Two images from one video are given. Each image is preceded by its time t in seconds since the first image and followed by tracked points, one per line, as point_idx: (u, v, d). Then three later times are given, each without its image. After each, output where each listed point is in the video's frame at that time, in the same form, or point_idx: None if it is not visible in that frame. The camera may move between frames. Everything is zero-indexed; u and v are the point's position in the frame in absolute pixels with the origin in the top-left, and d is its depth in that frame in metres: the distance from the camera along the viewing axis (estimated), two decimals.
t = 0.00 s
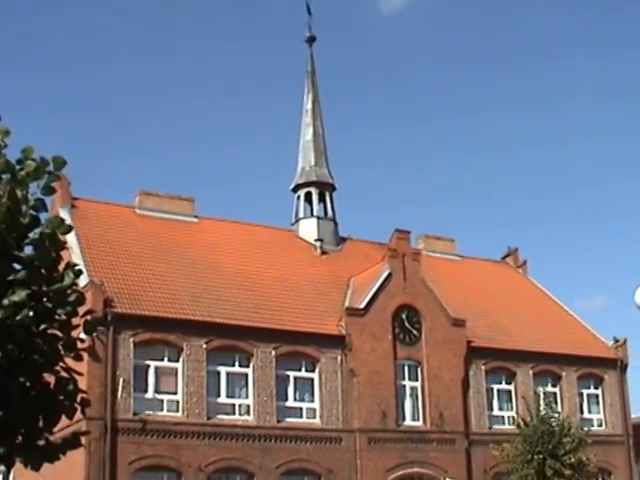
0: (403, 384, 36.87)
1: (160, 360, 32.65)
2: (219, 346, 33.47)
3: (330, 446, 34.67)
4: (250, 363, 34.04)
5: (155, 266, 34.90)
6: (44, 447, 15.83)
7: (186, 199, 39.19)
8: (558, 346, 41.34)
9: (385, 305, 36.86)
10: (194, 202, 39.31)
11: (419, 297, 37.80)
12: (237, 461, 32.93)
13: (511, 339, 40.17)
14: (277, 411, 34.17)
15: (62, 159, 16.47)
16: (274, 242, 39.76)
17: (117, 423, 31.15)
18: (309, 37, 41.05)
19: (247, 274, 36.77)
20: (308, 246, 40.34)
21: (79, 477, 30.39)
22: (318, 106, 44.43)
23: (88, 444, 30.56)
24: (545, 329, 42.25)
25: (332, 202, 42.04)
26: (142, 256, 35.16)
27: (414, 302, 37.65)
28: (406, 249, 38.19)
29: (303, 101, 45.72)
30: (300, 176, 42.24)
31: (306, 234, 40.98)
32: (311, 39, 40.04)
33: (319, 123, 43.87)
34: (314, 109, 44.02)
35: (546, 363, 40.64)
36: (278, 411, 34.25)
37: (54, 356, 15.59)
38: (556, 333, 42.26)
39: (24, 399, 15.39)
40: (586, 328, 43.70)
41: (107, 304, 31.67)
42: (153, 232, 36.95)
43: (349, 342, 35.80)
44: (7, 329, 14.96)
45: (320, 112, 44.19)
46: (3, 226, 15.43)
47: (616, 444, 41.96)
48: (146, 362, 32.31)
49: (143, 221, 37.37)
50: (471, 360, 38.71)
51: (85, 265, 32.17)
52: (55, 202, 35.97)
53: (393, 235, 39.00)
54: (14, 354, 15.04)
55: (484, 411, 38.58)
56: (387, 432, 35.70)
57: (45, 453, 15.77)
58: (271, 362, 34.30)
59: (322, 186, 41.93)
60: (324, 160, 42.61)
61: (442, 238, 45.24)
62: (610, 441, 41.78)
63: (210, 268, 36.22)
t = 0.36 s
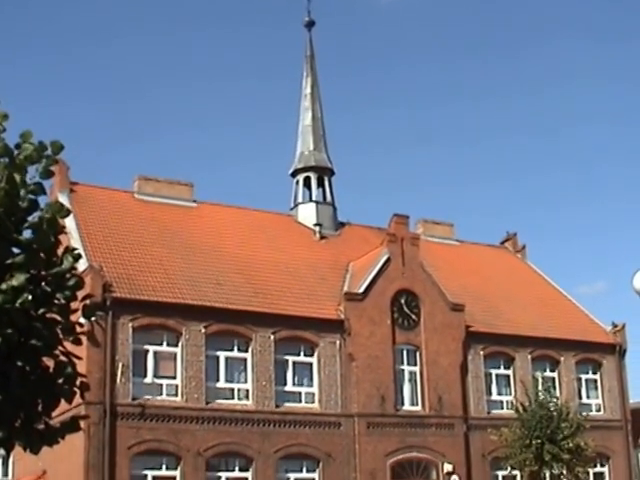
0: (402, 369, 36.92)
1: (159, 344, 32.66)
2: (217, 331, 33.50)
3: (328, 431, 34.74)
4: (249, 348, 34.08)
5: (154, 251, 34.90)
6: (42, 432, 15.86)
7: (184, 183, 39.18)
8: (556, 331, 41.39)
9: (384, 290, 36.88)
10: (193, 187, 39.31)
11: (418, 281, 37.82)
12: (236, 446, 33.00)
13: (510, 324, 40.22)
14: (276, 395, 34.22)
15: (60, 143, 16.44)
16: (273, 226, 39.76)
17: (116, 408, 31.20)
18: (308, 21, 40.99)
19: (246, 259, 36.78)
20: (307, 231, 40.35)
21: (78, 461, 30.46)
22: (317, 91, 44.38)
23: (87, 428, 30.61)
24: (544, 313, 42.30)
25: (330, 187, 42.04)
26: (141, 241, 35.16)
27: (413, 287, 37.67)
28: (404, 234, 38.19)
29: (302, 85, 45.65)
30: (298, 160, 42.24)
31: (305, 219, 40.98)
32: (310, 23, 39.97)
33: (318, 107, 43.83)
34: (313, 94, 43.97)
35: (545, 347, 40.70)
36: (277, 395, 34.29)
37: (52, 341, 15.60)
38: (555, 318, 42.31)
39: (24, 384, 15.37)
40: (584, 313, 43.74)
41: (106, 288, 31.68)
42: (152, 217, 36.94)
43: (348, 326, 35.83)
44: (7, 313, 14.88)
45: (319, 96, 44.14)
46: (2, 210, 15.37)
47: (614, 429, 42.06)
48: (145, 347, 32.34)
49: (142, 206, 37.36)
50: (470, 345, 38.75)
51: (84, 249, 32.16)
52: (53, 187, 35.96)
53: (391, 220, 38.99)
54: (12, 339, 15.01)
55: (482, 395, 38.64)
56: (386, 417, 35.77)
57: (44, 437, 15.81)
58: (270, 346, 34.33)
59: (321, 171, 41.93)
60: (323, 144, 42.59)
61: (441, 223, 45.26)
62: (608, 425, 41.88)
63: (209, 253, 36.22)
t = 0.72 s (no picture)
0: (401, 353, 36.96)
1: (158, 329, 32.68)
2: (217, 315, 33.52)
3: (327, 416, 34.80)
4: (248, 332, 34.11)
5: (152, 236, 34.89)
6: (41, 415, 15.87)
7: (184, 168, 39.17)
8: (555, 316, 41.43)
9: (383, 274, 36.90)
10: (192, 172, 39.30)
11: (417, 266, 37.85)
12: (234, 431, 33.05)
13: (509, 309, 40.25)
14: (275, 380, 34.27)
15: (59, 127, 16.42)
16: (272, 211, 39.76)
17: (115, 393, 31.24)
18: (308, 6, 40.93)
19: (246, 244, 36.78)
20: (306, 216, 40.36)
21: (78, 445, 30.52)
22: (316, 76, 44.33)
23: (86, 412, 30.65)
24: (542, 298, 42.33)
25: (329, 172, 42.05)
26: (140, 226, 35.15)
27: (412, 272, 37.69)
28: (404, 218, 38.20)
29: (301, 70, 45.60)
30: (298, 145, 42.25)
31: (304, 204, 40.99)
32: (309, 7, 39.91)
33: (317, 92, 43.79)
34: (312, 79, 43.91)
35: (543, 333, 40.76)
36: (276, 380, 34.33)
37: (51, 325, 15.59)
38: (554, 304, 42.36)
39: (24, 368, 15.36)
40: (583, 298, 43.79)
41: (106, 273, 31.69)
42: (151, 202, 36.93)
43: (347, 310, 35.84)
44: (8, 298, 14.89)
45: (318, 81, 44.10)
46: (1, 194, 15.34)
47: (612, 414, 42.15)
48: (144, 331, 32.36)
49: (141, 191, 37.35)
50: (469, 330, 38.80)
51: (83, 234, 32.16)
52: (52, 172, 35.96)
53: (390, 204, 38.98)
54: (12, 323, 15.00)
55: (481, 380, 38.69)
56: (385, 401, 35.83)
57: (43, 420, 15.84)
58: (269, 331, 34.35)
59: (321, 155, 41.95)
60: (322, 129, 42.58)
61: (440, 208, 45.28)
62: (606, 410, 41.96)
63: (208, 238, 36.22)
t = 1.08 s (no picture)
0: (400, 338, 36.99)
1: (157, 313, 32.70)
2: (216, 299, 33.53)
3: (326, 400, 34.84)
4: (247, 317, 34.13)
5: (151, 220, 34.88)
6: (40, 399, 15.94)
7: (183, 153, 39.14)
8: (554, 300, 41.46)
9: (382, 259, 36.91)
10: (191, 156, 39.27)
11: (416, 251, 37.85)
12: (234, 415, 33.10)
13: (508, 294, 40.28)
14: (274, 364, 34.30)
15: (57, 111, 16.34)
16: (272, 196, 39.75)
17: (114, 377, 31.27)
18: None
19: (245, 228, 36.77)
20: (305, 200, 40.34)
21: (77, 429, 30.65)
22: (316, 60, 44.24)
23: (85, 397, 30.72)
24: (541, 283, 42.35)
25: (329, 157, 42.03)
26: (139, 210, 35.13)
27: (411, 256, 37.69)
28: (403, 203, 38.17)
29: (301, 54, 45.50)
30: (297, 130, 42.22)
31: (303, 188, 40.98)
32: None
33: (316, 77, 43.72)
34: (311, 63, 43.82)
35: (542, 317, 40.79)
36: (276, 364, 34.38)
37: (51, 308, 15.53)
38: (553, 289, 42.39)
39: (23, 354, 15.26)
40: (582, 283, 43.82)
41: (105, 258, 31.69)
42: (150, 187, 36.91)
43: (346, 295, 35.86)
44: (6, 283, 14.88)
45: (317, 66, 44.02)
46: None
47: (611, 399, 42.23)
48: (143, 316, 32.36)
49: (140, 176, 37.33)
50: (468, 315, 38.82)
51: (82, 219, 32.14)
52: (51, 157, 35.94)
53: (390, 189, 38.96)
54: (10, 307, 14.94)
55: (480, 365, 38.74)
56: (384, 386, 35.87)
57: (42, 404, 15.92)
58: (268, 315, 34.37)
59: (320, 140, 41.94)
60: (321, 114, 42.52)
61: (439, 193, 45.26)
62: (605, 395, 42.03)
63: (208, 223, 36.21)
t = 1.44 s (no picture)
0: (399, 323, 37.02)
1: (156, 298, 32.71)
2: (215, 284, 33.53)
3: (325, 385, 34.87)
4: (246, 301, 34.14)
5: (150, 205, 34.86)
6: (39, 384, 15.87)
7: (182, 137, 39.12)
8: (552, 286, 41.47)
9: (381, 244, 36.90)
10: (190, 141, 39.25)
11: (415, 236, 37.84)
12: (233, 400, 33.13)
13: (507, 279, 40.29)
14: (273, 349, 34.33)
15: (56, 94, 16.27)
16: (271, 181, 39.73)
17: (114, 362, 31.29)
18: None
19: (244, 213, 36.75)
20: (304, 185, 40.33)
21: (77, 414, 30.70)
22: (315, 45, 44.17)
23: (85, 382, 30.76)
24: (540, 268, 42.36)
25: (328, 141, 42.01)
26: (138, 195, 35.11)
27: (410, 241, 37.68)
28: (402, 188, 38.14)
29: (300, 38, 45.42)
30: (296, 114, 42.21)
31: (302, 173, 40.97)
32: None
33: (316, 61, 43.65)
34: (310, 47, 43.75)
35: (541, 302, 40.81)
36: (275, 349, 34.41)
37: (51, 292, 15.51)
38: (552, 274, 42.40)
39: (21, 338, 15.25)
40: (581, 268, 43.83)
41: (104, 243, 31.69)
42: (149, 172, 36.89)
43: (345, 280, 35.86)
44: (5, 266, 14.84)
45: (317, 50, 43.94)
46: None
47: (609, 384, 42.29)
48: (142, 300, 32.38)
49: (139, 161, 37.31)
50: (467, 299, 38.84)
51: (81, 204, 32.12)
52: (50, 141, 35.93)
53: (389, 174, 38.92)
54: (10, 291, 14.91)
55: (479, 350, 38.78)
56: (383, 371, 35.91)
57: (42, 389, 15.85)
58: (268, 300, 34.37)
59: (319, 125, 41.95)
60: (320, 99, 42.47)
61: (439, 178, 45.24)
62: (604, 381, 42.09)
63: (207, 208, 36.18)
